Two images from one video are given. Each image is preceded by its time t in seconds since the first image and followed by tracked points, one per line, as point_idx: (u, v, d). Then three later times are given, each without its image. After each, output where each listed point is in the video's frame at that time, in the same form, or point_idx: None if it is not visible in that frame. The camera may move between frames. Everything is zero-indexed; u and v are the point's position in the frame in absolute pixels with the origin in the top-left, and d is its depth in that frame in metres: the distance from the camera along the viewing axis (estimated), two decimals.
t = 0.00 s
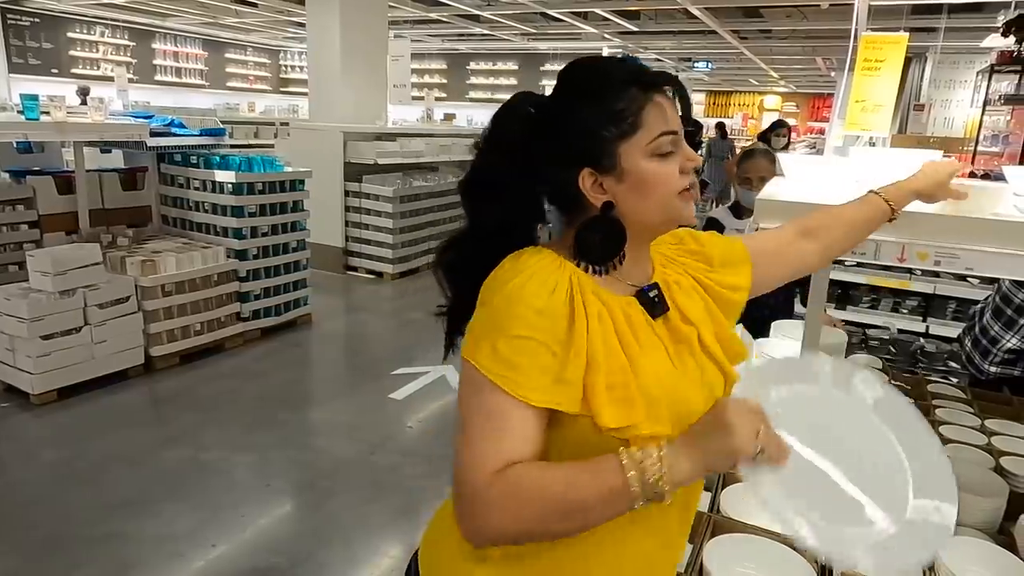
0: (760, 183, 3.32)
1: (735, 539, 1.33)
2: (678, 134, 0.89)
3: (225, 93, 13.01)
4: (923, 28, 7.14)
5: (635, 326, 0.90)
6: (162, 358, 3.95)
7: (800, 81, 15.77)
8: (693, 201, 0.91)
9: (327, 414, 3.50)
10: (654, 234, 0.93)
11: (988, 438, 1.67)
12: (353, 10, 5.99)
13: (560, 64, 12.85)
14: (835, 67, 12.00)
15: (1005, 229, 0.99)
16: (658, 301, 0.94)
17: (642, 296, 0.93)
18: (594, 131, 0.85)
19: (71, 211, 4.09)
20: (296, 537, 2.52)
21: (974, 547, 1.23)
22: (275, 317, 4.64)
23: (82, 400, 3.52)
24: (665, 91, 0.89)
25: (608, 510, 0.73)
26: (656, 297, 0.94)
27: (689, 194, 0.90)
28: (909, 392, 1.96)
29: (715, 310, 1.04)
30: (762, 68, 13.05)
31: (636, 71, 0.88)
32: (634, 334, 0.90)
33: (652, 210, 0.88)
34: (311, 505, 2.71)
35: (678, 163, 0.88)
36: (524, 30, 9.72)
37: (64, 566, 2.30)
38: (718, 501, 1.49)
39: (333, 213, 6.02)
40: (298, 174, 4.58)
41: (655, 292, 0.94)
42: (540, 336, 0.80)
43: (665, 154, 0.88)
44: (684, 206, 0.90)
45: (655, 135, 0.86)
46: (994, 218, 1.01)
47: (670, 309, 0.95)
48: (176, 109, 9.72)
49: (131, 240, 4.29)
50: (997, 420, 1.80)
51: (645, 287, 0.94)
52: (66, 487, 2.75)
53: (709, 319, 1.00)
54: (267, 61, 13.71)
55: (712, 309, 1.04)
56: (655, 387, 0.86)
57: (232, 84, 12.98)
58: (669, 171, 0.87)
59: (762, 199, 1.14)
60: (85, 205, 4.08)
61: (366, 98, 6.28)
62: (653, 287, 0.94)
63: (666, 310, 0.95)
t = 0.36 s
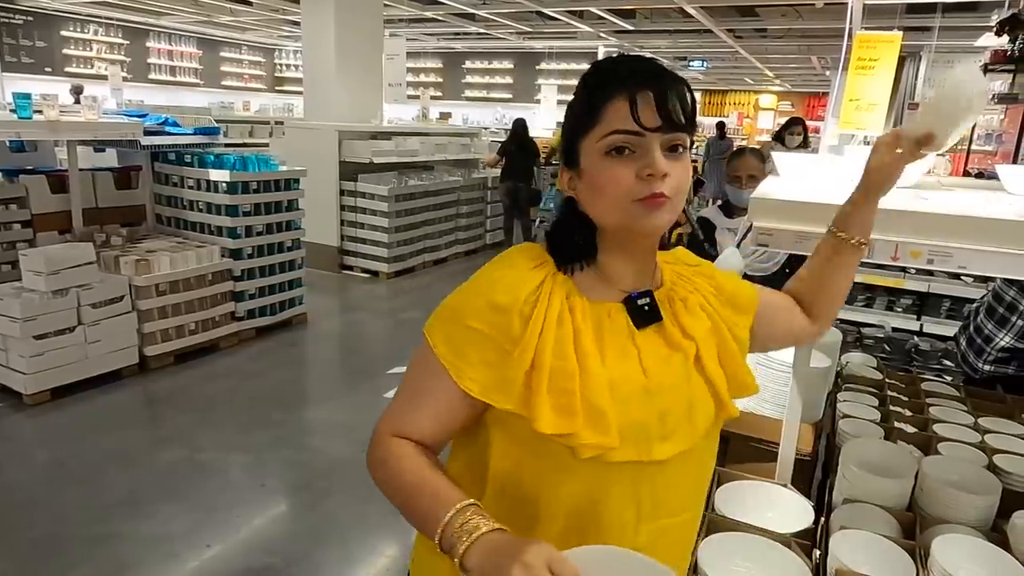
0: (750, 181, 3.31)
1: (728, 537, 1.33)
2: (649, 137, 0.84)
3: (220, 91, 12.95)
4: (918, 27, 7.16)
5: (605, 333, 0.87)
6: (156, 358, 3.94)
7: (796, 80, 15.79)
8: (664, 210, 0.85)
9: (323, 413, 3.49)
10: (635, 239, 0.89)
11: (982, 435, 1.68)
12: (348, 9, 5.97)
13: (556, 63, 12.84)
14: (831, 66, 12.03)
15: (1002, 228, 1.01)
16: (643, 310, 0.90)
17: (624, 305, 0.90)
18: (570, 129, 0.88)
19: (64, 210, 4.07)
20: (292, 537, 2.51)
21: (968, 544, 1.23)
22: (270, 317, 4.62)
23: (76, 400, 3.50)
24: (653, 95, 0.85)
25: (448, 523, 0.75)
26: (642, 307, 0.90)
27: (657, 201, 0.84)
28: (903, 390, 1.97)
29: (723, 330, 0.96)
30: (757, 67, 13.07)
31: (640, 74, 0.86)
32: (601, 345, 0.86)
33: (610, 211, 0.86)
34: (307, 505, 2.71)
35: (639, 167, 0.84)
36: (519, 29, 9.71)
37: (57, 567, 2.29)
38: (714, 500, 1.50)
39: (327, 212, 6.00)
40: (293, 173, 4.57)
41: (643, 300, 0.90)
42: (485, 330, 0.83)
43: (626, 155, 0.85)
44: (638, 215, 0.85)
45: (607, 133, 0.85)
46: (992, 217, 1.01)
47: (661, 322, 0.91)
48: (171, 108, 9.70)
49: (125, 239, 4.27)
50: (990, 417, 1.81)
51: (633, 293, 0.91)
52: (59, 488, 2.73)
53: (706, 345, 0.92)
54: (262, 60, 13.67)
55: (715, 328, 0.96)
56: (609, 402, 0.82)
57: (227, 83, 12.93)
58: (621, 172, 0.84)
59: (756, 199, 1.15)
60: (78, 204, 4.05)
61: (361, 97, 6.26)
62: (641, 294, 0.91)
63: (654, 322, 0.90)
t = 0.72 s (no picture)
0: (740, 179, 3.35)
1: (723, 535, 1.33)
2: (555, 142, 0.83)
3: (216, 90, 12.91)
4: (913, 26, 7.18)
5: (475, 354, 0.85)
6: (152, 357, 3.93)
7: (792, 79, 15.80)
8: (567, 219, 0.81)
9: (319, 413, 3.48)
10: (542, 249, 0.86)
11: (975, 432, 1.69)
12: (344, 8, 5.96)
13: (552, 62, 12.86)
14: (827, 65, 12.05)
15: (995, 225, 1.01)
16: (521, 329, 0.84)
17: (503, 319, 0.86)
18: (487, 133, 0.88)
19: (59, 210, 4.06)
20: (288, 537, 2.51)
21: (960, 540, 1.24)
22: (266, 316, 4.62)
23: (71, 400, 3.50)
24: (558, 98, 0.83)
25: (344, 500, 0.94)
26: (522, 326, 0.84)
27: (559, 208, 0.81)
28: (897, 388, 1.97)
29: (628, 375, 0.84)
30: (753, 66, 13.08)
31: (557, 77, 0.85)
32: (463, 365, 0.85)
33: (510, 217, 0.83)
34: (303, 504, 2.71)
35: (542, 172, 0.82)
36: (516, 28, 9.71)
37: (52, 567, 2.29)
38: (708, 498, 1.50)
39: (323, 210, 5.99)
40: (289, 171, 4.56)
41: (524, 318, 0.84)
42: (375, 336, 0.93)
43: (532, 159, 0.83)
44: (539, 223, 0.82)
45: (513, 136, 0.83)
46: (983, 214, 1.01)
47: (544, 344, 0.84)
48: (168, 107, 9.68)
49: (120, 239, 4.26)
50: (983, 415, 1.81)
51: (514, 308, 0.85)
52: (54, 488, 2.72)
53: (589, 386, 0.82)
54: (258, 59, 13.63)
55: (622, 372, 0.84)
56: (452, 421, 0.83)
57: (223, 82, 12.89)
58: (520, 179, 0.82)
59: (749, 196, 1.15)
60: (73, 203, 4.04)
61: (357, 96, 6.25)
62: (525, 311, 0.84)
63: (535, 344, 0.84)
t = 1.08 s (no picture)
0: (735, 176, 3.35)
1: (720, 531, 1.34)
2: (463, 159, 0.80)
3: (213, 90, 12.89)
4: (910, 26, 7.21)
5: (380, 359, 0.89)
6: (149, 356, 3.93)
7: (789, 78, 15.85)
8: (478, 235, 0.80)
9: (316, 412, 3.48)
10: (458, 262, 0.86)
11: (971, 429, 1.69)
12: (341, 7, 5.95)
13: (550, 61, 12.87)
14: (824, 64, 12.08)
15: (991, 222, 1.01)
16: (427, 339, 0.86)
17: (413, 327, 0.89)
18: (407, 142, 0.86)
19: (56, 209, 4.05)
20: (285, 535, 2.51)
21: (956, 536, 1.24)
22: (264, 316, 4.62)
23: (69, 399, 3.49)
24: (461, 112, 0.80)
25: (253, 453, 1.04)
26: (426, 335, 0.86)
27: (470, 225, 0.80)
28: (894, 385, 1.98)
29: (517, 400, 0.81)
30: (751, 65, 13.11)
31: (465, 88, 0.82)
32: (368, 367, 0.89)
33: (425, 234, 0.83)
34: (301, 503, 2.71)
35: (450, 191, 0.80)
36: (514, 27, 9.71)
37: (49, 566, 2.29)
38: (705, 494, 1.50)
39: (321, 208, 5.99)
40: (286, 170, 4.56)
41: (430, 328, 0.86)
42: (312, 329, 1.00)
43: (443, 176, 0.81)
44: (452, 238, 0.81)
45: (420, 155, 0.82)
46: (980, 212, 1.01)
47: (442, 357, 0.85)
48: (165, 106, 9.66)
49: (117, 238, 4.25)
50: (980, 412, 1.82)
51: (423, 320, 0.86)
52: (51, 488, 2.72)
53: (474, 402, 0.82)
54: (255, 58, 13.60)
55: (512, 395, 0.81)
56: (348, 418, 0.88)
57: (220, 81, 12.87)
58: (433, 196, 0.81)
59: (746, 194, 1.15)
60: (70, 202, 4.04)
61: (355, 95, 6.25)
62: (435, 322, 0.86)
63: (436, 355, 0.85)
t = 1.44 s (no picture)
0: (729, 177, 3.29)
1: (718, 529, 1.34)
2: (431, 170, 0.80)
3: (210, 89, 12.88)
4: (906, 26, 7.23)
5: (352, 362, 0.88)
6: (147, 356, 3.93)
7: (786, 78, 15.90)
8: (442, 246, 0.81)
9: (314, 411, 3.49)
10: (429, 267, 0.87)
11: (967, 427, 1.70)
12: (339, 7, 5.95)
13: (547, 61, 12.88)
14: (821, 64, 12.11)
15: (989, 222, 1.02)
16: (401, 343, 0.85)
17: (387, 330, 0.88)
18: (386, 144, 0.86)
19: (53, 209, 4.05)
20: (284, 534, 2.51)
21: (952, 533, 1.25)
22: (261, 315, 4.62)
23: (66, 399, 3.49)
24: (429, 120, 0.79)
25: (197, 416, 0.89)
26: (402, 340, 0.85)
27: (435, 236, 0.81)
28: (891, 383, 1.99)
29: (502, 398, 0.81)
30: (748, 65, 13.14)
31: (442, 92, 0.81)
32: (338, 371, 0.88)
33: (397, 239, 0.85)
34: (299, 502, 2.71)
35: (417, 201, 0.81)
36: (511, 27, 9.72)
37: (48, 565, 2.29)
38: (703, 492, 1.51)
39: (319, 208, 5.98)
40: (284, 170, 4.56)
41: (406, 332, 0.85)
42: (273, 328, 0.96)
43: (412, 186, 0.82)
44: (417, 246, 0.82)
45: (393, 162, 0.82)
46: (975, 212, 1.02)
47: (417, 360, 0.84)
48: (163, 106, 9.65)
49: (115, 238, 4.24)
50: (976, 410, 1.83)
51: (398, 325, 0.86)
52: (49, 487, 2.72)
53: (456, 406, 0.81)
54: (252, 58, 13.58)
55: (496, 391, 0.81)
56: (324, 426, 0.87)
57: (217, 80, 12.85)
58: (405, 204, 0.83)
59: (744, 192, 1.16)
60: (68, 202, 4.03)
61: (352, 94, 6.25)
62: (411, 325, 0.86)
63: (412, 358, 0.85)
